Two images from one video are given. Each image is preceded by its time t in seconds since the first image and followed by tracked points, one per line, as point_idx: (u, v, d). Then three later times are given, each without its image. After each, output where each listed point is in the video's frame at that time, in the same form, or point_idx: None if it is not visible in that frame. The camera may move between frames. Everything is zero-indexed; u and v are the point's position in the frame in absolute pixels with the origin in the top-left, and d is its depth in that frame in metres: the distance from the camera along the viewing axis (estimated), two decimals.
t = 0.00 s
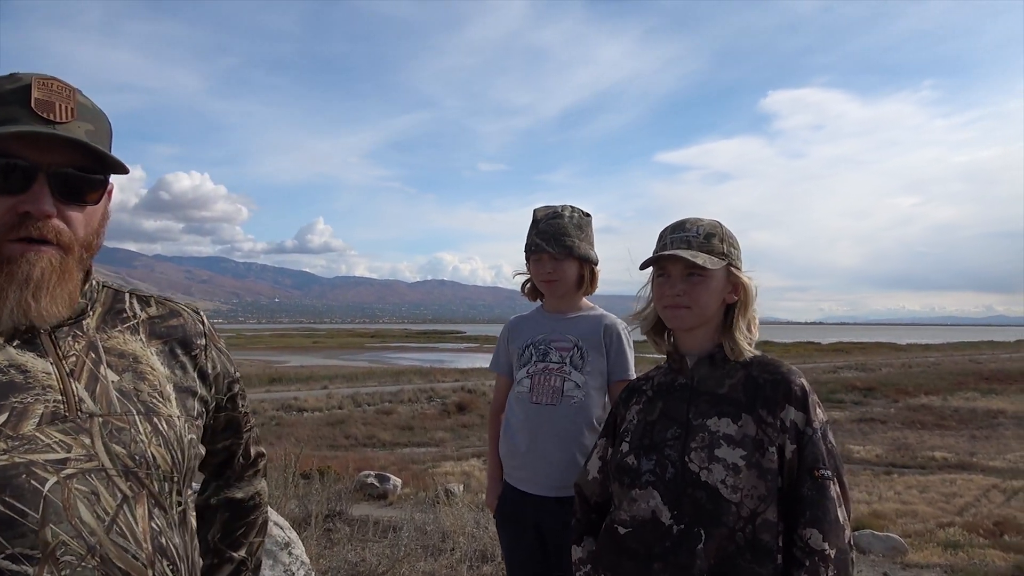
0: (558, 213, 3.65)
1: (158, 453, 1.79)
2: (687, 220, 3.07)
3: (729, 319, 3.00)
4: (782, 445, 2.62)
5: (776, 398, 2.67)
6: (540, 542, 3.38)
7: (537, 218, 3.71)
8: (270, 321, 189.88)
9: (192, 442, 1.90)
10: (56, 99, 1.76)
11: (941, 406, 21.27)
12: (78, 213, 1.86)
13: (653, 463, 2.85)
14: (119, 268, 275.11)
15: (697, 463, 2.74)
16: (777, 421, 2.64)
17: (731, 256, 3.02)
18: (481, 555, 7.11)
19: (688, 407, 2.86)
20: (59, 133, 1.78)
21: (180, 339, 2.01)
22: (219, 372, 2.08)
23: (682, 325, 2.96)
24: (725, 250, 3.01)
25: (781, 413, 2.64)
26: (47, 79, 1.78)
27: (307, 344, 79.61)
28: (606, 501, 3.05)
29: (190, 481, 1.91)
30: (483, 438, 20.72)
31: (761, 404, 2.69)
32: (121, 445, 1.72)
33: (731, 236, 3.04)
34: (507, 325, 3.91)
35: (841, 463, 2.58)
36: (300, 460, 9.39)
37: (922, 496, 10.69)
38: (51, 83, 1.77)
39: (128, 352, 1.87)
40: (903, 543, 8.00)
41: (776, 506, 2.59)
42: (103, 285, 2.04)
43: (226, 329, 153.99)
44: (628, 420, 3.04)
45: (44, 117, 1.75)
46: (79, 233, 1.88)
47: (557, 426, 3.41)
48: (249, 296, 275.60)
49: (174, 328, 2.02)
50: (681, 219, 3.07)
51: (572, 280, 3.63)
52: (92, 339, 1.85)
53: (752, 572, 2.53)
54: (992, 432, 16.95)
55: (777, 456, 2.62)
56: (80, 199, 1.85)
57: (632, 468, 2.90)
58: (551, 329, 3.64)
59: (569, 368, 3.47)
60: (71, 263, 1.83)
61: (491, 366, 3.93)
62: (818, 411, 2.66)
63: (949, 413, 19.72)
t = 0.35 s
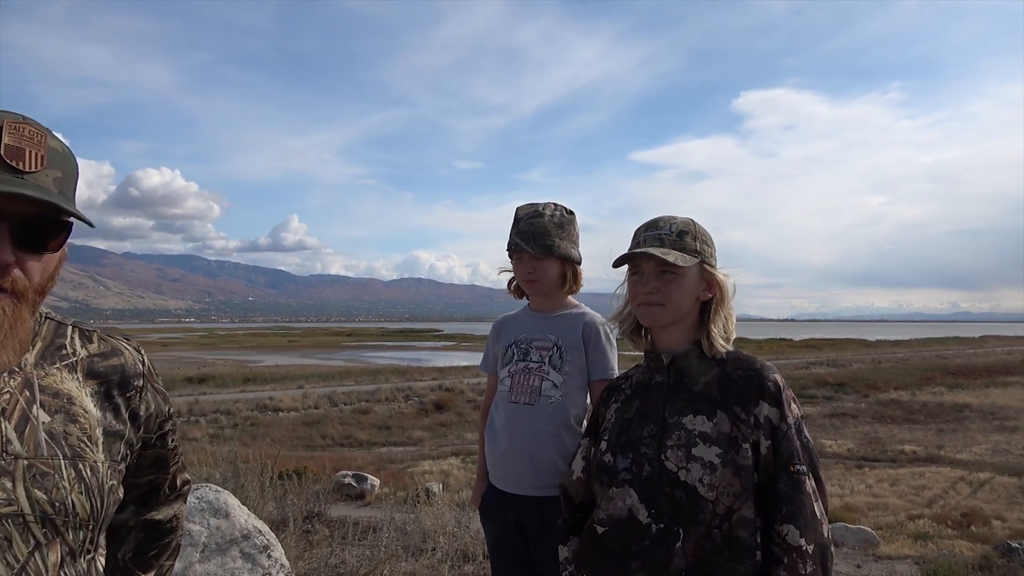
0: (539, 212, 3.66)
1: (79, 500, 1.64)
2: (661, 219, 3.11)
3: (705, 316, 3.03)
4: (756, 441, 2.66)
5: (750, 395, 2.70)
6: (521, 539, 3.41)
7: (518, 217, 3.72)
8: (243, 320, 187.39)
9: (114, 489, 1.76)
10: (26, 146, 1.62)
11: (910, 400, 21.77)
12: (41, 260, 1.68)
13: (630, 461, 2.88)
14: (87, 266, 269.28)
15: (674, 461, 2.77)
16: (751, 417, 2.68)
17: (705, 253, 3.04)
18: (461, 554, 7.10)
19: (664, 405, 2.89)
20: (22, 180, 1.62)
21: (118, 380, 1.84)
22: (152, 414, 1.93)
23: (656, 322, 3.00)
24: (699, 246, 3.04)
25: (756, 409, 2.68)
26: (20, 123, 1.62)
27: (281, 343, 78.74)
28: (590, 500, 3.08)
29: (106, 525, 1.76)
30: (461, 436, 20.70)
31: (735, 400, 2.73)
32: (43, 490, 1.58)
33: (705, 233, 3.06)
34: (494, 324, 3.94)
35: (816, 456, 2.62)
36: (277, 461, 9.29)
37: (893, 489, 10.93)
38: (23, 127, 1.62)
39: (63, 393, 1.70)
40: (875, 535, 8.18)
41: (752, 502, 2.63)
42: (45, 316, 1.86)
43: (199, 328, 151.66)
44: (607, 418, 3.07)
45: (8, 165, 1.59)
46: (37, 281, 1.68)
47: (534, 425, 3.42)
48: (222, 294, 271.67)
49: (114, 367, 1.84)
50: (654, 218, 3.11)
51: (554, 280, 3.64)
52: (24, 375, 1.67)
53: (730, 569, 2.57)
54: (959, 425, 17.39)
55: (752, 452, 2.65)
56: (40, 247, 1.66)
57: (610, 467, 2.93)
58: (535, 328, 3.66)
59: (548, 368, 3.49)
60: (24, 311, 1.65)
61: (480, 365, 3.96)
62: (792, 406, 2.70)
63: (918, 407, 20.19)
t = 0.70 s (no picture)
0: (547, 212, 3.66)
1: (67, 490, 1.54)
2: (668, 217, 3.12)
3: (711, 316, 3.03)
4: (761, 441, 2.65)
5: (754, 395, 2.70)
6: (532, 542, 3.39)
7: (525, 217, 3.72)
8: (235, 325, 186.54)
9: (103, 479, 1.67)
10: (24, 124, 1.55)
11: (903, 402, 21.87)
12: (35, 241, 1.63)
13: (635, 465, 2.89)
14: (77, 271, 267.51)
15: (678, 463, 2.77)
16: (755, 417, 2.67)
17: (711, 253, 3.05)
18: (461, 559, 7.08)
19: (668, 407, 2.90)
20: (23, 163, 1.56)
21: (106, 364, 1.77)
22: (142, 402, 1.85)
23: (662, 322, 3.00)
24: (705, 246, 3.04)
25: (761, 408, 2.67)
26: (15, 96, 1.54)
27: (274, 347, 78.41)
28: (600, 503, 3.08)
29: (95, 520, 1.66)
30: (455, 440, 20.64)
31: (739, 401, 2.73)
32: (28, 479, 1.48)
33: (712, 233, 3.07)
34: (496, 326, 3.94)
35: (825, 455, 2.61)
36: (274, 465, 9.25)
37: (888, 491, 10.97)
38: (17, 102, 1.54)
39: (48, 376, 1.61)
40: (871, 538, 8.20)
41: (756, 504, 2.62)
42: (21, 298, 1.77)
43: (191, 333, 150.86)
44: (615, 421, 3.08)
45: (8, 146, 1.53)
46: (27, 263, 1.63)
47: (546, 427, 3.42)
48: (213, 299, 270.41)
49: (101, 351, 1.77)
50: (661, 217, 3.12)
51: (561, 281, 3.65)
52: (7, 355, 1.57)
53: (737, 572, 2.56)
54: (952, 427, 17.48)
55: (756, 453, 2.64)
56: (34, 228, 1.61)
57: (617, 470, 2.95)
58: (542, 329, 3.66)
59: (559, 369, 3.50)
60: (17, 294, 1.60)
61: (481, 368, 3.95)
62: (798, 405, 2.69)
63: (911, 409, 20.28)
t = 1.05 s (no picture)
0: (556, 209, 3.68)
1: (74, 531, 1.39)
2: (684, 212, 3.13)
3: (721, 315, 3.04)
4: (771, 442, 2.66)
5: (762, 395, 2.70)
6: (541, 542, 3.40)
7: (535, 213, 3.74)
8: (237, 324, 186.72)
9: (126, 514, 1.50)
10: (50, 100, 1.42)
11: (905, 402, 21.86)
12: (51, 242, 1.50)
13: (642, 466, 2.91)
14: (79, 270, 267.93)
15: (686, 466, 2.78)
16: (763, 418, 2.68)
17: (726, 250, 3.07)
18: (465, 559, 7.08)
19: (675, 408, 2.91)
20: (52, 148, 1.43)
21: (131, 374, 1.61)
22: (176, 417, 1.69)
23: (673, 317, 3.00)
24: (720, 243, 3.06)
25: (769, 409, 2.67)
26: (41, 69, 1.41)
27: (276, 347, 78.50)
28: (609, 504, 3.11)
29: (120, 559, 1.50)
30: (457, 440, 20.66)
31: (746, 401, 2.73)
32: (23, 521, 1.33)
33: (727, 230, 3.09)
34: (504, 324, 3.95)
35: (840, 453, 2.61)
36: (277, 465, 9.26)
37: (890, 491, 10.96)
38: (43, 74, 1.41)
39: (55, 393, 1.46)
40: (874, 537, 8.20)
41: (767, 505, 2.63)
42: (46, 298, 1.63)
43: (192, 332, 151.06)
44: (622, 421, 3.09)
45: (37, 127, 1.39)
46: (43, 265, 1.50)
47: (556, 427, 3.43)
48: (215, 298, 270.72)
49: (123, 359, 1.61)
50: (677, 210, 3.12)
51: (570, 278, 3.66)
52: None
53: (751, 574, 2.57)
54: (955, 426, 17.46)
55: (764, 454, 2.65)
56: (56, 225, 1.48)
57: (623, 471, 2.96)
58: (550, 327, 3.67)
59: (568, 368, 3.51)
60: (30, 305, 1.46)
61: (489, 366, 3.96)
62: (808, 403, 2.68)
63: (913, 408, 20.27)
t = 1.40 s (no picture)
0: (560, 208, 3.72)
1: (148, 542, 1.41)
2: (693, 216, 3.19)
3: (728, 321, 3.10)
4: (778, 447, 2.70)
5: (768, 400, 2.75)
6: (538, 539, 3.43)
7: (540, 212, 3.78)
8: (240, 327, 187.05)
9: (192, 521, 1.55)
10: (153, 95, 1.41)
11: (908, 404, 21.85)
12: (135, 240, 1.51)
13: (648, 471, 2.94)
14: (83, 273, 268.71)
15: (692, 471, 2.81)
16: (770, 423, 2.72)
17: (734, 257, 3.14)
18: (467, 561, 7.10)
19: (681, 413, 2.94)
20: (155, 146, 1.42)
21: (193, 375, 1.68)
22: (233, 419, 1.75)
23: (683, 324, 3.04)
24: (728, 250, 3.12)
25: (776, 414, 2.71)
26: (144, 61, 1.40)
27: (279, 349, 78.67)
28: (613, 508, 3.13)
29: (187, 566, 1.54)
30: (459, 442, 20.70)
31: (753, 406, 2.77)
32: (99, 533, 1.34)
33: (735, 238, 3.16)
34: (507, 321, 4.00)
35: (845, 457, 2.65)
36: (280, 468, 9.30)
37: (892, 493, 10.96)
38: (147, 70, 1.40)
39: (123, 396, 1.50)
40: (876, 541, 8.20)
41: (774, 509, 2.67)
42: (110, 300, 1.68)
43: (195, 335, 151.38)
44: (626, 425, 3.12)
45: (144, 125, 1.38)
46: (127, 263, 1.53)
47: (555, 422, 3.47)
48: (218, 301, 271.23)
49: (185, 359, 1.68)
50: (687, 215, 3.18)
51: (573, 277, 3.70)
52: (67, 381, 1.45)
53: None
54: (957, 429, 17.45)
55: (772, 458, 2.70)
56: (143, 227, 1.49)
57: (628, 475, 2.99)
58: (552, 324, 3.72)
59: (568, 364, 3.55)
60: (113, 307, 1.55)
61: (491, 362, 4.01)
62: (814, 408, 2.73)
63: (916, 411, 20.27)
